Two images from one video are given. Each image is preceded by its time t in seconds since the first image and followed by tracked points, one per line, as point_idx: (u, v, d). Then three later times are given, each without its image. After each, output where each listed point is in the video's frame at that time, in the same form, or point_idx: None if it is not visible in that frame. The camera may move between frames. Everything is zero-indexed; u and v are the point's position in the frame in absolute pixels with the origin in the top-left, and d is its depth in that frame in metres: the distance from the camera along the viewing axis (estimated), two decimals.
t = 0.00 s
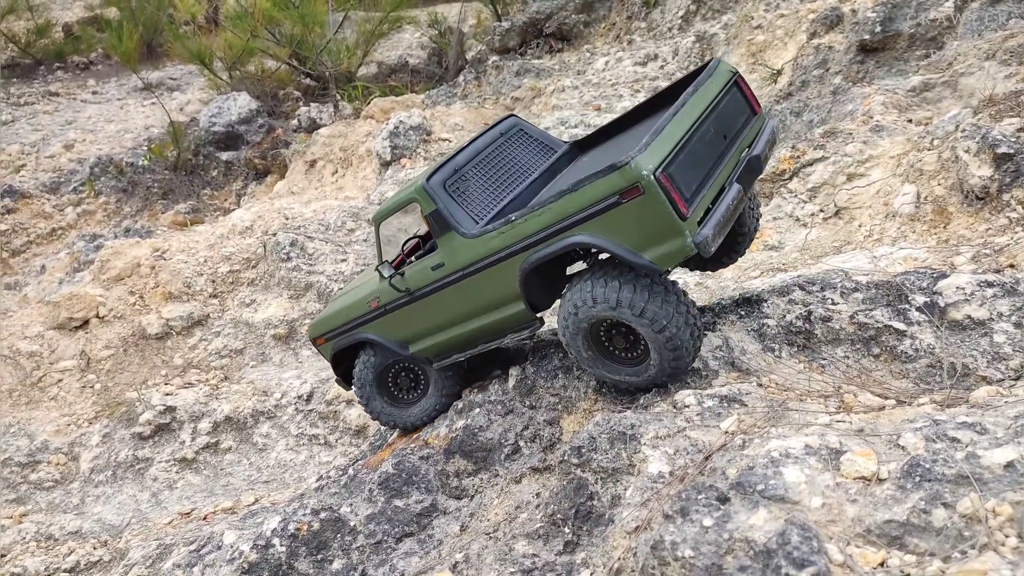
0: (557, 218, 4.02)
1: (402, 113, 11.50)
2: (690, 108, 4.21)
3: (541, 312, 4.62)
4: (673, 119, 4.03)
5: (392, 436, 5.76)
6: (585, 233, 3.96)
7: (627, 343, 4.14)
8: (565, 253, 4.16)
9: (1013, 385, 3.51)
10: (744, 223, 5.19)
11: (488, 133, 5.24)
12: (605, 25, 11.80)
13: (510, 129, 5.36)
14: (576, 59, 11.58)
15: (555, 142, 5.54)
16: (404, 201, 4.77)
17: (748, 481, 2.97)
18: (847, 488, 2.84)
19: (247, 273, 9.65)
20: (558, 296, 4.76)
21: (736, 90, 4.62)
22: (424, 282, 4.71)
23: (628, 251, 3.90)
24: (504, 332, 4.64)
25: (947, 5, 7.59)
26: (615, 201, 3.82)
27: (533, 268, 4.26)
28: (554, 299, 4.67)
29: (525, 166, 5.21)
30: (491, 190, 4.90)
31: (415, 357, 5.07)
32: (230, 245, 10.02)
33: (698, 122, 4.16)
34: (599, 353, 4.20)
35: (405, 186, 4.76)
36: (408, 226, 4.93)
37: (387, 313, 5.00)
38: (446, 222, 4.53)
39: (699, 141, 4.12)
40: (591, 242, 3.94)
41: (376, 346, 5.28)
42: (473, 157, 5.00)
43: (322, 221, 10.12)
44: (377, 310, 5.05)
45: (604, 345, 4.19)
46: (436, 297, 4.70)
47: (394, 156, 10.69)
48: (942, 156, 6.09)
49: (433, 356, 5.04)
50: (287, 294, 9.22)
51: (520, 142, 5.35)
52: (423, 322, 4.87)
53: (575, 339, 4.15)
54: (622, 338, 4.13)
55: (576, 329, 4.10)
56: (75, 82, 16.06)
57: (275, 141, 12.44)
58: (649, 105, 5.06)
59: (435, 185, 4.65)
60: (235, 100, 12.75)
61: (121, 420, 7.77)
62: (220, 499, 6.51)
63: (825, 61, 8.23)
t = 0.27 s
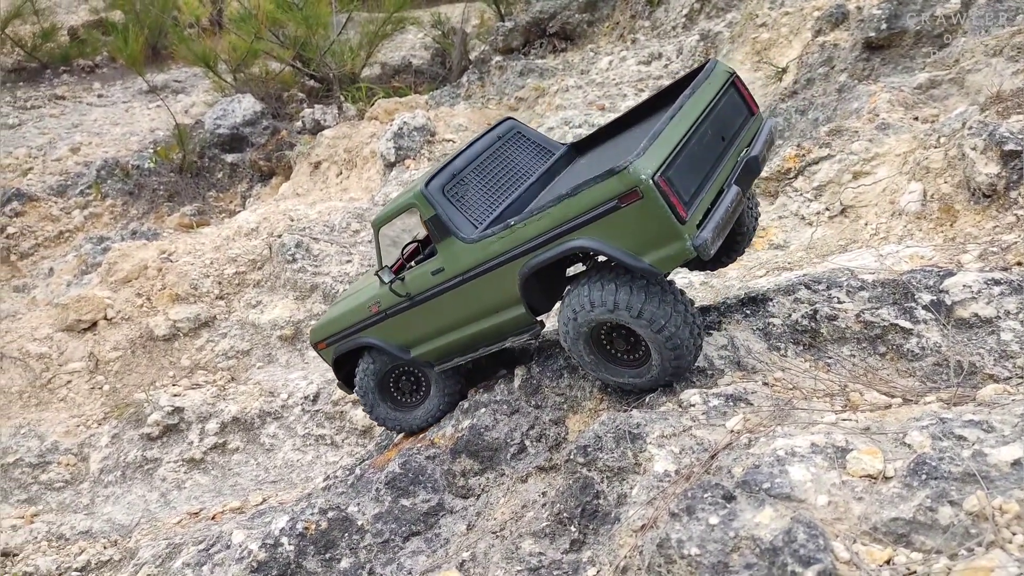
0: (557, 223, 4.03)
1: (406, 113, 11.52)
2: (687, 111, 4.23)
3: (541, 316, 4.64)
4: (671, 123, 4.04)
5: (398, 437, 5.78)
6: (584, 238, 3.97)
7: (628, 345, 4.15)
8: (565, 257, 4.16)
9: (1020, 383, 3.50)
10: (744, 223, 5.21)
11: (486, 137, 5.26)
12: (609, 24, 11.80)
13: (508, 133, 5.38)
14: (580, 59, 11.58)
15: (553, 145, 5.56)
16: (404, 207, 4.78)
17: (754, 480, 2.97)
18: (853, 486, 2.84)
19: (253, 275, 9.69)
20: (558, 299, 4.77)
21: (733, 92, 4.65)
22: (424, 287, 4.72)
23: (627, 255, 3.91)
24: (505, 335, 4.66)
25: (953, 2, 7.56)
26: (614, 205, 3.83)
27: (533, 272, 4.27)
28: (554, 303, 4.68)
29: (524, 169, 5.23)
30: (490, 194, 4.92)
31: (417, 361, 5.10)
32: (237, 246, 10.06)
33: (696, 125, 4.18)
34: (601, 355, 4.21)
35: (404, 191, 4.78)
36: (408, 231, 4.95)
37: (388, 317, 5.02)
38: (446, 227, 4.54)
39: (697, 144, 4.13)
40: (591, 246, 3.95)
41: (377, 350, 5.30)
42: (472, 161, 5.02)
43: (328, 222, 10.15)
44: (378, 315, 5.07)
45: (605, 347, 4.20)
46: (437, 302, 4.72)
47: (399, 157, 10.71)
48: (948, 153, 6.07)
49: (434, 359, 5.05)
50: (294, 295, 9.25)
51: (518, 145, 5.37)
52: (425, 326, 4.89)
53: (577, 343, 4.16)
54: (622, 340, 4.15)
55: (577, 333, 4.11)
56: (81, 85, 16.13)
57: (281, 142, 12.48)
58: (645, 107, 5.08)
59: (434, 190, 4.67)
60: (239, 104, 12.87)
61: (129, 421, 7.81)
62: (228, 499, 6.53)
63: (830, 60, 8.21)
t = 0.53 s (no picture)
0: (556, 224, 4.05)
1: (413, 112, 11.53)
2: (684, 112, 4.24)
3: (541, 316, 4.66)
4: (669, 124, 4.06)
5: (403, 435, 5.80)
6: (584, 238, 3.98)
7: (629, 345, 4.16)
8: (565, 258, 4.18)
9: None
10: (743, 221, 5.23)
11: (485, 137, 5.27)
12: (617, 22, 11.78)
13: (506, 133, 5.39)
14: (587, 57, 11.57)
15: (551, 144, 5.57)
16: (403, 208, 4.77)
17: (757, 478, 2.97)
18: (856, 485, 2.84)
19: (260, 274, 9.73)
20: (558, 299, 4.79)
21: (730, 90, 4.67)
22: (425, 288, 4.73)
23: (627, 255, 3.93)
24: (506, 335, 4.67)
25: None
26: (613, 206, 3.85)
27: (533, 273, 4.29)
28: (554, 303, 4.69)
29: (523, 169, 5.24)
30: (489, 194, 4.92)
31: (418, 362, 5.11)
32: (244, 245, 10.10)
33: (694, 125, 4.19)
34: (603, 356, 4.22)
35: (403, 193, 4.78)
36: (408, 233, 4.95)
37: (389, 319, 5.03)
38: (445, 228, 4.55)
39: (695, 144, 4.15)
40: (590, 247, 3.96)
41: (378, 352, 5.32)
42: (471, 162, 5.03)
43: (334, 221, 10.18)
44: (379, 317, 5.08)
45: (607, 348, 4.21)
46: (437, 303, 4.73)
47: (405, 155, 10.72)
48: (955, 151, 6.05)
49: (436, 360, 5.07)
50: (300, 294, 9.28)
51: (516, 145, 5.38)
52: (425, 327, 4.90)
53: (578, 344, 4.17)
54: (623, 340, 4.15)
55: (578, 335, 4.12)
56: (89, 85, 16.20)
57: (288, 141, 12.51)
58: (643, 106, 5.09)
59: (433, 192, 4.67)
60: (247, 103, 12.88)
61: (137, 420, 7.86)
62: (236, 497, 6.57)
63: (837, 57, 8.17)
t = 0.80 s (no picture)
0: (547, 222, 4.06)
1: (418, 108, 11.53)
2: (672, 105, 4.25)
3: (535, 313, 4.68)
4: (657, 118, 4.07)
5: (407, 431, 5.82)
6: (574, 235, 4.00)
7: (622, 340, 4.18)
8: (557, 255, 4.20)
9: None
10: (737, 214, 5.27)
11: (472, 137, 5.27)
12: (622, 17, 11.75)
13: (494, 131, 5.40)
14: (592, 52, 11.55)
15: (539, 141, 5.58)
16: (393, 210, 4.78)
17: (758, 473, 2.99)
18: (857, 479, 2.85)
19: (266, 270, 9.75)
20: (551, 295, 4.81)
21: (716, 82, 4.69)
22: (418, 289, 4.74)
23: (618, 250, 3.95)
24: (501, 333, 4.69)
25: None
26: (603, 202, 3.87)
27: (525, 272, 4.30)
28: (547, 300, 4.72)
29: (512, 167, 5.25)
30: (479, 194, 4.93)
31: (414, 363, 5.12)
32: (250, 241, 10.12)
33: (681, 119, 4.21)
34: (598, 353, 4.25)
35: (393, 195, 4.77)
36: (400, 234, 4.95)
37: (384, 321, 5.04)
38: (437, 229, 4.55)
39: (683, 138, 4.17)
40: (581, 244, 3.98)
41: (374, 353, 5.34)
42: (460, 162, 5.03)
43: (339, 217, 10.20)
44: (373, 319, 5.08)
45: (602, 346, 4.24)
46: (432, 304, 4.73)
47: (410, 152, 10.73)
48: (960, 146, 6.03)
49: (432, 360, 5.08)
50: (306, 290, 9.31)
51: (505, 143, 5.39)
52: (420, 328, 4.91)
53: (573, 344, 4.21)
54: (617, 336, 4.18)
55: (571, 335, 4.17)
56: (95, 81, 16.23)
57: (293, 138, 12.50)
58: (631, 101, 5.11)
59: (423, 193, 4.67)
60: (252, 99, 12.83)
61: (143, 415, 7.90)
62: (241, 492, 6.60)
63: (843, 52, 8.13)
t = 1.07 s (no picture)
0: (529, 215, 4.09)
1: (421, 103, 11.52)
2: (648, 93, 4.28)
3: (523, 308, 4.68)
4: (633, 106, 4.10)
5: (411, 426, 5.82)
6: (556, 227, 4.03)
7: (610, 330, 4.20)
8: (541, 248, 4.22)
9: None
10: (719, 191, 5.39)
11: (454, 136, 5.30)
12: (626, 10, 11.70)
13: (476, 129, 5.43)
14: (595, 46, 11.52)
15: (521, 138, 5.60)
16: (378, 212, 4.82)
17: (763, 463, 2.99)
18: (862, 469, 2.85)
19: (270, 266, 9.76)
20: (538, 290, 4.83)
21: (693, 70, 4.72)
22: (407, 290, 4.74)
23: (599, 240, 3.98)
24: (491, 330, 4.70)
25: None
26: (583, 192, 3.90)
27: (510, 267, 4.32)
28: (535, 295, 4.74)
29: (496, 164, 5.28)
30: (464, 192, 4.95)
31: (407, 364, 5.11)
32: (254, 237, 10.13)
33: (658, 107, 4.24)
34: (593, 349, 4.27)
35: (378, 197, 4.80)
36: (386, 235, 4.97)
37: (374, 323, 5.04)
38: (422, 228, 4.56)
39: (660, 125, 4.20)
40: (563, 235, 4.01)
41: (366, 357, 5.31)
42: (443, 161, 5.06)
43: (343, 213, 10.20)
44: (364, 322, 5.08)
45: (594, 341, 4.26)
46: (420, 304, 4.74)
47: (414, 147, 10.73)
48: (966, 136, 6.00)
49: (424, 360, 5.08)
50: (310, 286, 9.32)
51: (487, 141, 5.41)
52: (410, 328, 4.91)
53: (565, 343, 4.25)
54: (603, 327, 4.20)
55: (560, 334, 4.19)
56: (99, 78, 16.23)
57: (297, 134, 12.46)
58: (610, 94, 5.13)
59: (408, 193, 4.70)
60: (256, 94, 12.93)
61: (149, 411, 7.93)
62: (248, 487, 6.63)
63: (848, 43, 8.09)
